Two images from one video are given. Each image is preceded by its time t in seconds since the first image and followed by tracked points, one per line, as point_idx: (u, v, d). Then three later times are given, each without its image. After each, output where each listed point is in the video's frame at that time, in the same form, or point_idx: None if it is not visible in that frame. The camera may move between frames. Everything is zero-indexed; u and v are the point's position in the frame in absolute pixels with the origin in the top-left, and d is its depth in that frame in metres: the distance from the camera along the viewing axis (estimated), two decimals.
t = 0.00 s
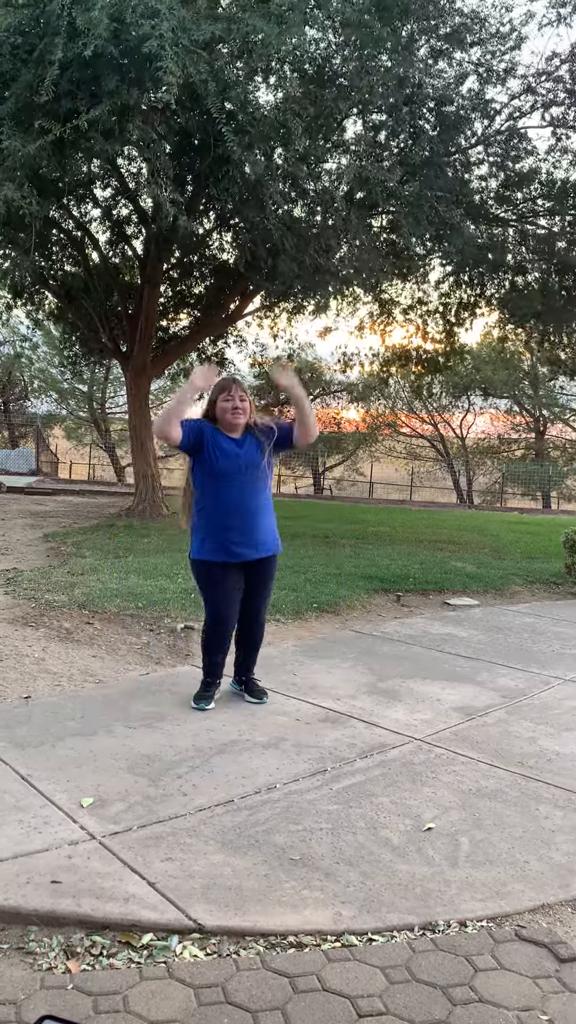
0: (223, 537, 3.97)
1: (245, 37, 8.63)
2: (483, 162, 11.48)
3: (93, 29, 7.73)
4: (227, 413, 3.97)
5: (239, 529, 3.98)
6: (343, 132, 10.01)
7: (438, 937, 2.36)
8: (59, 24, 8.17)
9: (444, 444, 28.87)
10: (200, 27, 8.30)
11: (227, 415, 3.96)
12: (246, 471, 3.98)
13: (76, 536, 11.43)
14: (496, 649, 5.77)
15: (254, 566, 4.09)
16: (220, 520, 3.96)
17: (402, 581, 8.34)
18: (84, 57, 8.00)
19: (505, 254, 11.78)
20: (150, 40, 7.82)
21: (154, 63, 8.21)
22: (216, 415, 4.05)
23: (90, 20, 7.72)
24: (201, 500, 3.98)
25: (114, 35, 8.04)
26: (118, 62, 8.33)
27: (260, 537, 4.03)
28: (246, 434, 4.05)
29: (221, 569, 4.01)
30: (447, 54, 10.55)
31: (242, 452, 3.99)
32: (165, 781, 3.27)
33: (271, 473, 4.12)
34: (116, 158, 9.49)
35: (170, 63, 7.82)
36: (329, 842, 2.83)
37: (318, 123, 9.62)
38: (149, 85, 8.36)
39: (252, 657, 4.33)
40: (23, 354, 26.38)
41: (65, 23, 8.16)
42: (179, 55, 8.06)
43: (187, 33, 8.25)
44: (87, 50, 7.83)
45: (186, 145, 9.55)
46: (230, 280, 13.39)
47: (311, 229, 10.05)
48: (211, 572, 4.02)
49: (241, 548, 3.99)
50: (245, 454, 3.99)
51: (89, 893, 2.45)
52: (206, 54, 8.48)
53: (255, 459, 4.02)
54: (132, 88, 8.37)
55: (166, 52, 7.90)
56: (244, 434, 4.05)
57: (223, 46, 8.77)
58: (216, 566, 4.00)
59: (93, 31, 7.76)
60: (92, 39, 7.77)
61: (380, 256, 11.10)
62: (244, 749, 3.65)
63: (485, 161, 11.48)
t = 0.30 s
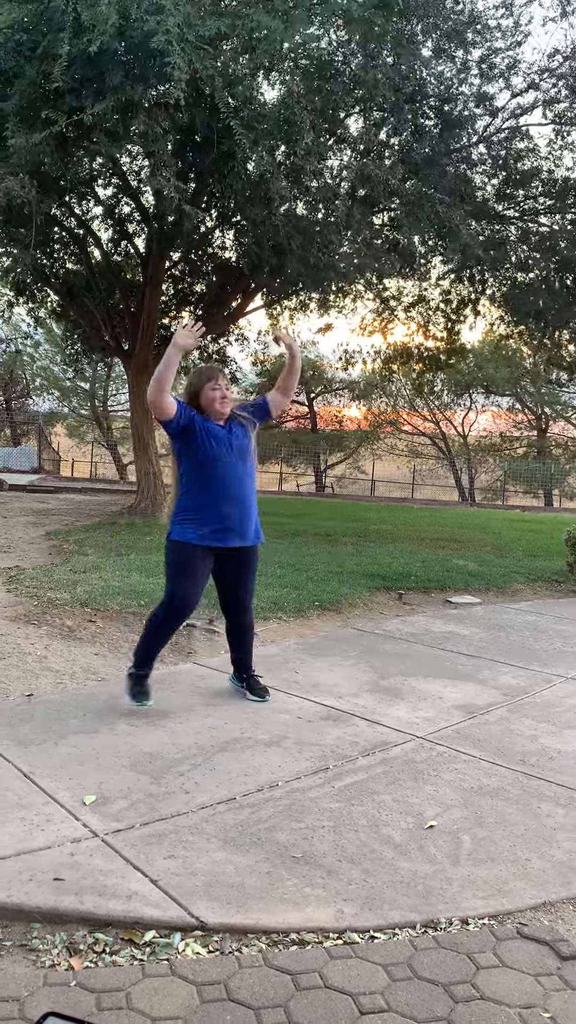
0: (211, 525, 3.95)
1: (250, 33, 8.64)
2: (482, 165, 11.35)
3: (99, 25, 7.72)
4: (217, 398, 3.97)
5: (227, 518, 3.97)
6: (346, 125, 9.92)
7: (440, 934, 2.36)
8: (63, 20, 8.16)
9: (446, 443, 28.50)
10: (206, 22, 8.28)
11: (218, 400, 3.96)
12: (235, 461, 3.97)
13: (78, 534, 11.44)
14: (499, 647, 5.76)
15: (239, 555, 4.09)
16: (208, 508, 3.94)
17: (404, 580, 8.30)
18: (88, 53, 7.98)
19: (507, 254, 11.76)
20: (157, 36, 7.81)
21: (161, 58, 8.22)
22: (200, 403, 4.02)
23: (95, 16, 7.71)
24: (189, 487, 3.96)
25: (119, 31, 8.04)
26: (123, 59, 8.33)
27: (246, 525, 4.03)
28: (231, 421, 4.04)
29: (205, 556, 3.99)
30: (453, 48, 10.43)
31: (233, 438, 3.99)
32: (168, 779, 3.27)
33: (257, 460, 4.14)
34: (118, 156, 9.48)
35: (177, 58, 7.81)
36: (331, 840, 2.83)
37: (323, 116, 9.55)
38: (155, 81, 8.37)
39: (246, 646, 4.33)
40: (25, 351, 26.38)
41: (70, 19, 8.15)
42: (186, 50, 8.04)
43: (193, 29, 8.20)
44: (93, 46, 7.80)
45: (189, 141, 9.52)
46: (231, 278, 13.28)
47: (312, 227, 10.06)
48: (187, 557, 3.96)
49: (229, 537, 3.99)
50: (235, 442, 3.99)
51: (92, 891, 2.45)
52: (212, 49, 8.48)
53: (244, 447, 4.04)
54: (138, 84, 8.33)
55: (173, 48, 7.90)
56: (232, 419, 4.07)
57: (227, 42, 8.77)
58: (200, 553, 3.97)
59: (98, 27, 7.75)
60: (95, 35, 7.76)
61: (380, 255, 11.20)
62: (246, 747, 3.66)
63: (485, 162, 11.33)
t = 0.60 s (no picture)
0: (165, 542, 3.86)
1: (253, 31, 8.50)
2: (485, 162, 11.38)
3: (103, 23, 7.72)
4: (177, 405, 3.88)
5: (181, 533, 3.88)
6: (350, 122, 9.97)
7: (443, 933, 2.36)
8: (66, 18, 8.16)
9: (449, 442, 28.33)
10: (211, 20, 8.24)
11: (179, 408, 3.87)
12: (188, 472, 3.85)
13: (81, 532, 11.45)
14: (502, 646, 5.76)
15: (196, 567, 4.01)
16: (160, 525, 3.84)
17: (407, 578, 8.30)
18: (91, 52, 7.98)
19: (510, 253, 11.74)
20: (161, 34, 7.78)
21: (165, 57, 8.22)
22: (163, 404, 3.93)
23: (100, 14, 7.71)
24: (140, 504, 3.84)
25: (123, 29, 8.03)
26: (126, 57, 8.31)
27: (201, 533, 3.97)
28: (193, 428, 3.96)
29: (162, 570, 3.90)
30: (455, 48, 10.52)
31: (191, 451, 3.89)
32: (171, 777, 3.28)
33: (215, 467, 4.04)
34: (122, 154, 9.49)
35: (180, 57, 7.80)
36: (335, 838, 2.84)
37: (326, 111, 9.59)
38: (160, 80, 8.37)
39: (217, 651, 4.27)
40: (28, 349, 26.38)
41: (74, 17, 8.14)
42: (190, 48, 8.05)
43: (196, 27, 8.18)
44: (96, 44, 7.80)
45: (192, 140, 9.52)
46: (234, 277, 13.26)
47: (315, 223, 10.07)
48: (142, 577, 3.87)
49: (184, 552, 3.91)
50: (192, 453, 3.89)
51: (96, 889, 2.46)
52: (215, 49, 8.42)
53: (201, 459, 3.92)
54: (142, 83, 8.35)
55: (177, 48, 7.87)
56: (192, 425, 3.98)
57: (231, 41, 8.69)
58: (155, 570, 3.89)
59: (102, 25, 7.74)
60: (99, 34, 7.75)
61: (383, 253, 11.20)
62: (249, 745, 3.66)
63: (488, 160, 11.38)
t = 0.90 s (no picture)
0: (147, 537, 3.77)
1: (254, 30, 8.52)
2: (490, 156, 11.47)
3: (104, 23, 7.70)
4: (160, 401, 3.73)
5: (161, 527, 3.77)
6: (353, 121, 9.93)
7: (447, 931, 2.36)
8: (69, 18, 8.14)
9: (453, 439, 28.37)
10: (211, 19, 8.22)
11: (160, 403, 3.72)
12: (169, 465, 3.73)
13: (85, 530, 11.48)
14: (506, 644, 5.75)
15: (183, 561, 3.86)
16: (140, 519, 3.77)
17: (411, 576, 8.30)
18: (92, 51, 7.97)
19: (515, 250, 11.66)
20: (161, 34, 7.76)
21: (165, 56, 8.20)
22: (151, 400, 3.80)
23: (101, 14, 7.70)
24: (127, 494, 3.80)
25: (125, 29, 8.01)
26: (128, 56, 8.29)
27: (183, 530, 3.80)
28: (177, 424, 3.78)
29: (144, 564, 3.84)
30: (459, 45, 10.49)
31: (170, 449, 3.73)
32: (175, 774, 3.28)
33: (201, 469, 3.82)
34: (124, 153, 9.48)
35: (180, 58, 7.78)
36: (338, 836, 2.84)
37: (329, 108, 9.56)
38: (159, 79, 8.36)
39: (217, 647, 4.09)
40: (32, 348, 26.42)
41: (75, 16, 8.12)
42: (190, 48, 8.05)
43: (197, 27, 8.16)
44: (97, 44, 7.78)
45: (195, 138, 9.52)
46: (238, 277, 13.24)
47: (319, 221, 10.07)
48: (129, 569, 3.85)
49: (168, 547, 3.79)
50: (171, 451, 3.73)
51: (100, 886, 2.46)
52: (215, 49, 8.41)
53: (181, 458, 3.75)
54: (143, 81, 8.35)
55: (177, 47, 7.85)
56: (181, 425, 3.81)
57: (233, 39, 8.66)
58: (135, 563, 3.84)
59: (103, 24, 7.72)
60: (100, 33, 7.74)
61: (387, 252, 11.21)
62: (252, 743, 3.66)
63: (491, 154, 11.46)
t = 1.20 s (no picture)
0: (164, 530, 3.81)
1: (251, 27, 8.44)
2: (495, 148, 11.46)
3: (100, 21, 7.66)
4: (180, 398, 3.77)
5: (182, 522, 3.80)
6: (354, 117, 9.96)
7: (450, 928, 2.36)
8: (66, 15, 8.10)
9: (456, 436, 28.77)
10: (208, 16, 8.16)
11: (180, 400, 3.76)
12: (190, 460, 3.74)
13: (89, 527, 11.50)
14: (509, 641, 5.75)
15: (201, 555, 3.88)
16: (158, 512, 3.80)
17: (414, 572, 8.31)
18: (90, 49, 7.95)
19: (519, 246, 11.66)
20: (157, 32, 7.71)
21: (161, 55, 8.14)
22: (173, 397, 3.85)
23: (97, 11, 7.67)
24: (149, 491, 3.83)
25: (122, 26, 7.96)
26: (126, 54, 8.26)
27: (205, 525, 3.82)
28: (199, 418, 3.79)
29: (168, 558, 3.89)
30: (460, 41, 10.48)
31: (178, 438, 3.72)
32: (178, 771, 3.29)
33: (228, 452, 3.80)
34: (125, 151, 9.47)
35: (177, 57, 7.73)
36: (341, 832, 2.84)
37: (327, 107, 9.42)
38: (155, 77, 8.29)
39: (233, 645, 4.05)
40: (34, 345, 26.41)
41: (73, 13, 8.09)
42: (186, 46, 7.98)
43: (194, 24, 8.08)
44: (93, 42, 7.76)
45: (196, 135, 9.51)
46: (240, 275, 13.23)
47: (323, 216, 10.11)
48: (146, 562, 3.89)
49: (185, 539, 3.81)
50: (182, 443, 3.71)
51: (103, 883, 2.46)
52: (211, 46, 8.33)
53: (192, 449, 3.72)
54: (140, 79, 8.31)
55: (175, 45, 7.80)
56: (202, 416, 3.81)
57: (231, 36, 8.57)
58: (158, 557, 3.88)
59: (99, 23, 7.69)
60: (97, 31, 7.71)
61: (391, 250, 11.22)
62: (256, 740, 3.66)
63: (496, 147, 11.46)
